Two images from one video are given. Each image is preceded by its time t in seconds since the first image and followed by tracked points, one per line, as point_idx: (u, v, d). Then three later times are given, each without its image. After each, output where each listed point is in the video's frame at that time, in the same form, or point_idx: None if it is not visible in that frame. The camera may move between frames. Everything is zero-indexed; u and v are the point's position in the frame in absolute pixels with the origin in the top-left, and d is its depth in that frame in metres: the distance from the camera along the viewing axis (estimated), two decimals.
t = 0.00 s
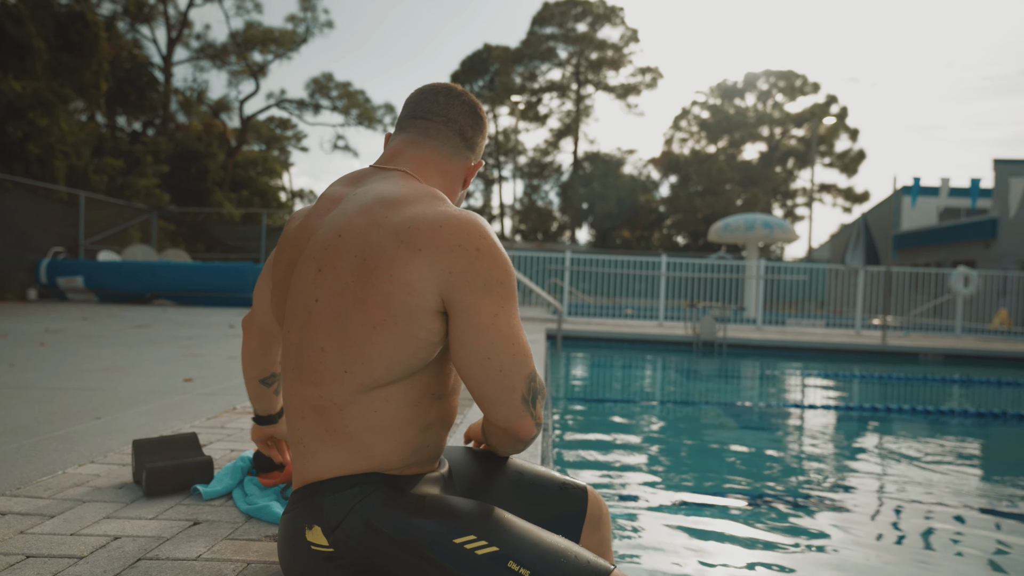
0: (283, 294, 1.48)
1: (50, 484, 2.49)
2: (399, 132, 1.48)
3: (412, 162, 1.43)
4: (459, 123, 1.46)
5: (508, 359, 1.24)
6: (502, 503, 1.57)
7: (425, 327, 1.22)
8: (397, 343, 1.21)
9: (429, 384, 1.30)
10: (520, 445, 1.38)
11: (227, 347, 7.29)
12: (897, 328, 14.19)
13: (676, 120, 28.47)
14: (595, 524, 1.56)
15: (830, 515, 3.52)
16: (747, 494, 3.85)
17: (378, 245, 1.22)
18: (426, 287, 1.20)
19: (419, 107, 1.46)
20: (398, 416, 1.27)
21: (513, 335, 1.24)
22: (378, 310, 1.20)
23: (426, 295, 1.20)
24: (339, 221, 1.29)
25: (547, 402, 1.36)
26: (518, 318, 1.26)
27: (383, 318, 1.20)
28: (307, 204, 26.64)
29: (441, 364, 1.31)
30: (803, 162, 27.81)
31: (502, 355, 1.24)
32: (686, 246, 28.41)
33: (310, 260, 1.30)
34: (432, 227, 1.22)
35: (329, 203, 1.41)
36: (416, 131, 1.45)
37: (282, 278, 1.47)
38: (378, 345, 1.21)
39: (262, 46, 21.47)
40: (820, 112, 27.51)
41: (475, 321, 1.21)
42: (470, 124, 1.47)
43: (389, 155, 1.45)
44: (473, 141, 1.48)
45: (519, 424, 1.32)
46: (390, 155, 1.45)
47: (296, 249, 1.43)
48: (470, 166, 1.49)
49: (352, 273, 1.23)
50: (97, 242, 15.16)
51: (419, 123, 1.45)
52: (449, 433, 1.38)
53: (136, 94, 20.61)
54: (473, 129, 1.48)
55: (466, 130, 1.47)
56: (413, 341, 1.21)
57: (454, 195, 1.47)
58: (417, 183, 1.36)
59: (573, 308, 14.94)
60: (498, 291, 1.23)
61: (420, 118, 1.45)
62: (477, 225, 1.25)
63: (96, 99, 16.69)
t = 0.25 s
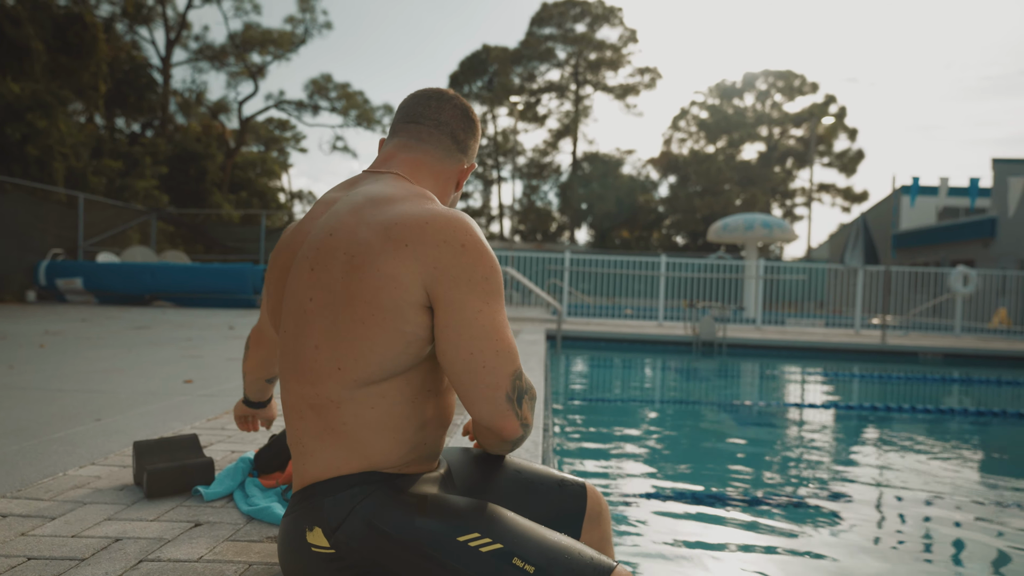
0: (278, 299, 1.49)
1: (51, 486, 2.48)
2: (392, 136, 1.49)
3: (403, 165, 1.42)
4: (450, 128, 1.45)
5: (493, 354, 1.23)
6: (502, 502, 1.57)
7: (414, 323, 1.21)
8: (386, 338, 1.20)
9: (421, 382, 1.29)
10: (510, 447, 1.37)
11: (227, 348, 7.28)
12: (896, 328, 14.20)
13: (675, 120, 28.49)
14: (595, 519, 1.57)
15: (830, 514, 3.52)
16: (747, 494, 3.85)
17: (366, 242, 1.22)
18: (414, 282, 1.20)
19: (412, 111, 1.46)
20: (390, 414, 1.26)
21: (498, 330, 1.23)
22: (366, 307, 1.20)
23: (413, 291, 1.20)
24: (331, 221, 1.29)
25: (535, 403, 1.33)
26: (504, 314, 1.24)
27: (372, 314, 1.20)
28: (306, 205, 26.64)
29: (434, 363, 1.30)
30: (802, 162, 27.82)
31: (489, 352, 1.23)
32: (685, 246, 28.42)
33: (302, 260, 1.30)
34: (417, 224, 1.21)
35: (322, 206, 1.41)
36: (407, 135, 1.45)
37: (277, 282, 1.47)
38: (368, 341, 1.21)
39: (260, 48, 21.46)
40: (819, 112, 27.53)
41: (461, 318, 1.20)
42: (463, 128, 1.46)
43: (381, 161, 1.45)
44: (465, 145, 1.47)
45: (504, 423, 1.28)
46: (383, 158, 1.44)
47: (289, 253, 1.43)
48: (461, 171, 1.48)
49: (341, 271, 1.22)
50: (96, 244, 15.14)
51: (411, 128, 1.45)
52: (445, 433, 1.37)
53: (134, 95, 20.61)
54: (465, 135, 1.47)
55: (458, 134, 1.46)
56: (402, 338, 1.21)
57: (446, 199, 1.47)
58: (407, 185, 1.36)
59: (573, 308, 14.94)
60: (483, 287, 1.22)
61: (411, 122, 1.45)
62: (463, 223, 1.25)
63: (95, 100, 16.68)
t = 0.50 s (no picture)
0: (280, 305, 1.49)
1: (54, 489, 2.48)
2: (391, 141, 1.49)
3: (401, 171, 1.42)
4: (448, 133, 1.44)
5: (486, 342, 1.21)
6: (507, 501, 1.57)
7: (409, 316, 1.21)
8: (381, 331, 1.20)
9: (420, 377, 1.28)
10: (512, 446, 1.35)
11: (229, 351, 7.28)
12: (898, 328, 14.19)
13: (675, 122, 28.51)
14: (600, 519, 1.56)
15: (833, 515, 3.51)
16: (749, 495, 3.85)
17: (360, 238, 1.22)
18: (407, 275, 1.19)
19: (410, 119, 1.46)
20: (388, 408, 1.26)
21: (491, 319, 1.22)
22: (362, 303, 1.20)
23: (406, 283, 1.20)
24: (327, 222, 1.30)
25: (535, 396, 1.31)
26: (498, 303, 1.23)
27: (367, 310, 1.20)
28: (306, 207, 26.66)
29: (433, 358, 1.29)
30: (802, 163, 27.82)
31: (484, 343, 1.21)
32: (686, 247, 28.42)
33: (300, 262, 1.30)
34: (409, 219, 1.21)
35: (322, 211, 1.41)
36: (405, 141, 1.45)
37: (279, 288, 1.47)
38: (365, 335, 1.20)
39: (261, 50, 21.48)
40: (819, 113, 27.54)
41: (454, 310, 1.19)
42: (461, 133, 1.45)
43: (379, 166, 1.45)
44: (464, 149, 1.46)
45: (501, 414, 1.27)
46: (383, 164, 1.45)
47: (290, 258, 1.44)
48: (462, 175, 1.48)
49: (335, 267, 1.23)
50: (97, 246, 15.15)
51: (408, 134, 1.45)
52: (446, 428, 1.36)
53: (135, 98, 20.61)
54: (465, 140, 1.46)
55: (456, 139, 1.45)
56: (397, 330, 1.21)
57: (445, 203, 1.46)
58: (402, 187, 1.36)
59: (573, 310, 14.94)
60: (475, 276, 1.21)
61: (408, 128, 1.45)
62: (455, 217, 1.24)
63: (95, 103, 16.68)
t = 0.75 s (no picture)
0: (280, 310, 1.49)
1: (49, 496, 2.46)
2: (392, 145, 1.49)
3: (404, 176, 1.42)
4: (449, 136, 1.44)
5: (487, 345, 1.21)
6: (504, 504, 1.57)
7: (411, 322, 1.21)
8: (384, 337, 1.20)
9: (421, 381, 1.28)
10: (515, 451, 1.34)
11: (224, 355, 7.27)
12: (892, 330, 14.24)
13: (670, 125, 28.60)
14: (598, 523, 1.56)
15: (828, 518, 3.52)
16: (746, 498, 3.85)
17: (363, 243, 1.22)
18: (409, 281, 1.19)
19: (412, 122, 1.46)
20: (391, 413, 1.25)
21: (493, 322, 1.21)
22: (366, 308, 1.20)
23: (409, 288, 1.20)
24: (329, 226, 1.29)
25: (538, 399, 1.31)
26: (501, 306, 1.23)
27: (370, 317, 1.20)
28: (301, 211, 26.62)
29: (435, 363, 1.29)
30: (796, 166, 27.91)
31: (485, 349, 1.21)
32: (681, 250, 28.45)
33: (302, 266, 1.30)
34: (411, 223, 1.21)
35: (323, 214, 1.41)
36: (406, 144, 1.45)
37: (278, 293, 1.47)
38: (368, 340, 1.20)
39: (255, 54, 21.48)
40: (812, 116, 27.67)
41: (456, 314, 1.20)
42: (462, 138, 1.46)
43: (380, 171, 1.45)
44: (465, 153, 1.47)
45: (503, 420, 1.27)
46: (384, 166, 1.45)
47: (290, 261, 1.43)
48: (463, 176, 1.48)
49: (338, 273, 1.23)
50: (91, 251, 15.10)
51: (410, 137, 1.45)
52: (447, 432, 1.36)
53: (129, 102, 20.58)
54: (465, 144, 1.47)
55: (457, 143, 1.46)
56: (401, 337, 1.21)
57: (446, 206, 1.46)
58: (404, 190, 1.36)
59: (569, 313, 14.96)
60: (476, 280, 1.21)
61: (410, 132, 1.45)
62: (457, 222, 1.23)
63: (88, 107, 16.64)
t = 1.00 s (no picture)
0: (287, 305, 1.50)
1: (50, 494, 2.47)
2: (402, 139, 1.49)
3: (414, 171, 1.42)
4: (460, 133, 1.45)
5: (492, 360, 1.21)
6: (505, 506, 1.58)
7: (417, 331, 1.21)
8: (390, 346, 1.20)
9: (425, 389, 1.28)
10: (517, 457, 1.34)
11: (223, 354, 7.27)
12: (891, 329, 14.26)
13: (669, 124, 28.60)
14: (599, 525, 1.56)
15: (826, 516, 3.53)
16: (745, 496, 3.86)
17: (370, 248, 1.22)
18: (416, 291, 1.19)
19: (423, 116, 1.46)
20: (394, 421, 1.26)
21: (499, 333, 1.21)
22: (371, 317, 1.20)
23: (415, 298, 1.20)
24: (337, 228, 1.29)
25: (542, 409, 1.31)
26: (508, 320, 1.23)
27: (375, 325, 1.20)
28: (300, 210, 26.60)
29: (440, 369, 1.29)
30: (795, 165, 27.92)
31: (491, 360, 1.21)
32: (680, 249, 28.48)
33: (309, 267, 1.30)
34: (420, 230, 1.21)
35: (331, 210, 1.41)
36: (418, 139, 1.45)
37: (285, 286, 1.48)
38: (373, 349, 1.20)
39: (254, 52, 21.46)
40: (812, 115, 27.67)
41: (461, 326, 1.19)
42: (473, 134, 1.46)
43: (391, 167, 1.45)
44: (476, 149, 1.47)
45: (505, 435, 1.27)
46: (394, 162, 1.45)
47: (298, 257, 1.44)
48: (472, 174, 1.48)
49: (344, 280, 1.23)
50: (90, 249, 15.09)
51: (421, 132, 1.45)
52: (451, 436, 1.37)
53: (128, 100, 20.55)
54: (477, 140, 1.47)
55: (468, 138, 1.46)
56: (407, 347, 1.21)
57: (455, 203, 1.46)
58: (414, 191, 1.35)
59: (568, 312, 14.97)
60: (484, 293, 1.20)
61: (421, 126, 1.46)
62: (466, 228, 1.23)
63: (87, 106, 16.62)
